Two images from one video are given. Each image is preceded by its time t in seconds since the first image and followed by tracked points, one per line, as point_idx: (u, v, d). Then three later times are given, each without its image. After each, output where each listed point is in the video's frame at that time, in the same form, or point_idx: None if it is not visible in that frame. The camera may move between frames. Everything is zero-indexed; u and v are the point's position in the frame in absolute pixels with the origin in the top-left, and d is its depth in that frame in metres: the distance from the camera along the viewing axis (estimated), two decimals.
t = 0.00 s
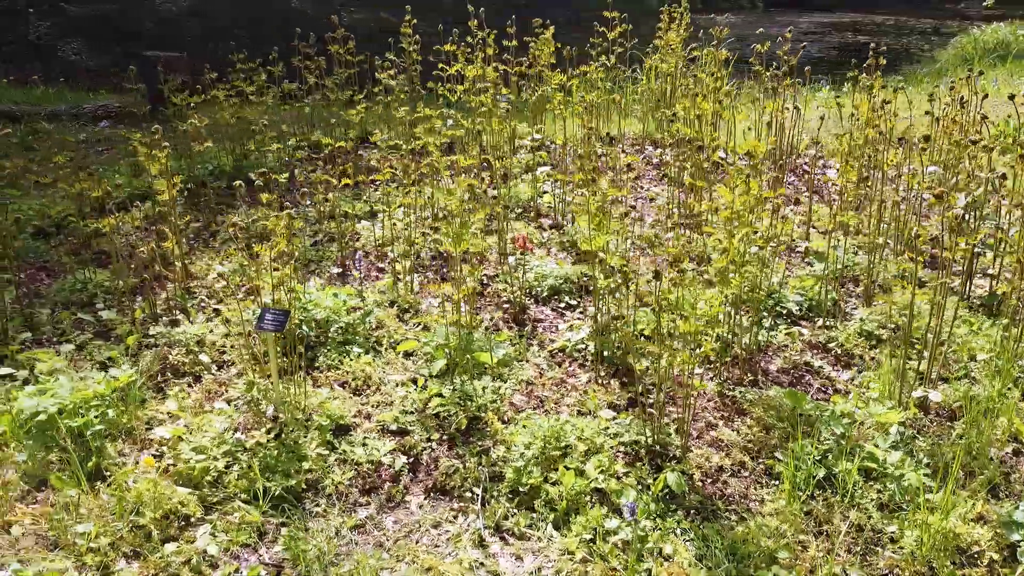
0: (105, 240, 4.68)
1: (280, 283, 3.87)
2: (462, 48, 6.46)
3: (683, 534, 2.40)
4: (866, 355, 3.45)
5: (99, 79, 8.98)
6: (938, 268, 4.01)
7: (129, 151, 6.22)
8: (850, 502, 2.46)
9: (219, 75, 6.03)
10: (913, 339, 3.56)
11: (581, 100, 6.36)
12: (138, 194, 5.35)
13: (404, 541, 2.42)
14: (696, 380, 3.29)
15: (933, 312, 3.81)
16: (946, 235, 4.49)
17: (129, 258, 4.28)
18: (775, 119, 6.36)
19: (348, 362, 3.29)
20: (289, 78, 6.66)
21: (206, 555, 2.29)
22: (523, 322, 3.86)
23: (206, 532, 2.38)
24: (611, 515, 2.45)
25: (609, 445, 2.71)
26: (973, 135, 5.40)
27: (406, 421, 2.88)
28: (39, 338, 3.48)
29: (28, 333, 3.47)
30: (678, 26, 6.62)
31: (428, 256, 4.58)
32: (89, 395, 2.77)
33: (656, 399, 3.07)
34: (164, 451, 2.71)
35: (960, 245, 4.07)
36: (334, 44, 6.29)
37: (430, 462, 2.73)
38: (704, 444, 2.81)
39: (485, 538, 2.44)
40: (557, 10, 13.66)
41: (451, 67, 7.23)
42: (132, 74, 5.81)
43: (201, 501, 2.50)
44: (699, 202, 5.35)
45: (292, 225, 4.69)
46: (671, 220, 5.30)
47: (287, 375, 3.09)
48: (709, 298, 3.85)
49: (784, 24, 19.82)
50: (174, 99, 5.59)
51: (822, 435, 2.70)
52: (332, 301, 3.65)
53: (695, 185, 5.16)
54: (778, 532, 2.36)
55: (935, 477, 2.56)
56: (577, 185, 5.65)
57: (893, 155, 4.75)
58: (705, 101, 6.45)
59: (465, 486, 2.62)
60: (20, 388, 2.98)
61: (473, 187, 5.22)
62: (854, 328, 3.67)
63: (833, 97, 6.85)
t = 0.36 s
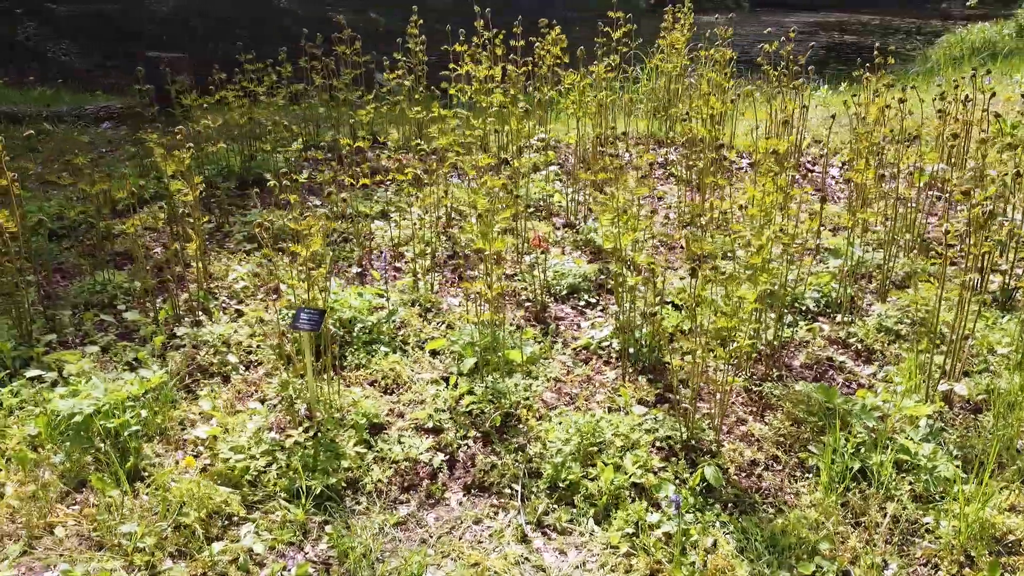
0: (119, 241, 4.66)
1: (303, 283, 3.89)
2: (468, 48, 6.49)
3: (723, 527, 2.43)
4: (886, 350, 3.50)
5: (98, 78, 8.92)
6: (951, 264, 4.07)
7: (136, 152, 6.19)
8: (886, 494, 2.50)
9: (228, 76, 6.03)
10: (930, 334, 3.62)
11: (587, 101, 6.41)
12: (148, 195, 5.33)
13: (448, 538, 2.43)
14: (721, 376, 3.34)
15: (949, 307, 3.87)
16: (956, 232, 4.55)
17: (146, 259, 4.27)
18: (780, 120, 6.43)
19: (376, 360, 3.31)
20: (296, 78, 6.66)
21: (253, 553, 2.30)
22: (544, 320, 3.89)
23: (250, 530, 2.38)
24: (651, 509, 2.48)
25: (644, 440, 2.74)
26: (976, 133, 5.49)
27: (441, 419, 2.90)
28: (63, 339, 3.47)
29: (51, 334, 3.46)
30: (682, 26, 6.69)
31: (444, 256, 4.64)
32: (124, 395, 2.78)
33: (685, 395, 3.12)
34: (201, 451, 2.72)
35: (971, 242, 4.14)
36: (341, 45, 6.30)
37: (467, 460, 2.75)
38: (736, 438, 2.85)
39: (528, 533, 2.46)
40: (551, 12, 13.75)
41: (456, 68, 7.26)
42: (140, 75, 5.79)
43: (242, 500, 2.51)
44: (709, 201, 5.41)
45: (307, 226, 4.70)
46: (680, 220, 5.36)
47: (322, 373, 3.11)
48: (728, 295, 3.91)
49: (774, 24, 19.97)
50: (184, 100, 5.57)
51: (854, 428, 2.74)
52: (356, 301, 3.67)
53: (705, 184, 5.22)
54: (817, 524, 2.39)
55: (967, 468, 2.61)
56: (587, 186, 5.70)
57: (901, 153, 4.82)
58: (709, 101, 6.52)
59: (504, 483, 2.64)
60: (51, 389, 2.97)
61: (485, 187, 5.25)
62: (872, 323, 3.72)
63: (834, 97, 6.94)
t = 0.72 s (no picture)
0: (129, 242, 4.64)
1: (320, 284, 3.90)
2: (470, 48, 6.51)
3: (757, 519, 2.47)
4: (899, 345, 3.56)
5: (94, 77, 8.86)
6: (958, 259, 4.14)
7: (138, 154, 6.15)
8: (914, 484, 2.54)
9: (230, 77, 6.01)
10: (941, 328, 3.68)
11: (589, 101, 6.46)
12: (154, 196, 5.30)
13: (486, 533, 2.45)
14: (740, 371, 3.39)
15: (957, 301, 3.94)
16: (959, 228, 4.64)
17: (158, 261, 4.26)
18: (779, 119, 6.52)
19: (399, 359, 3.33)
20: (297, 80, 6.65)
21: (294, 551, 2.31)
22: (561, 318, 3.94)
23: (289, 529, 2.39)
24: (685, 502, 2.51)
25: (674, 434, 2.77)
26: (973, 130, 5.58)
27: (469, 416, 2.92)
28: (82, 341, 3.45)
29: (70, 336, 3.44)
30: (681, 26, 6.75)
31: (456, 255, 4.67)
32: (153, 396, 2.77)
33: (707, 390, 3.16)
34: (233, 450, 2.72)
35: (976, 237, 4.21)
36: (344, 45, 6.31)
37: (498, 457, 2.77)
38: (761, 432, 2.90)
39: (564, 528, 2.49)
40: (543, 14, 13.83)
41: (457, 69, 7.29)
42: (143, 76, 5.76)
43: (278, 499, 2.51)
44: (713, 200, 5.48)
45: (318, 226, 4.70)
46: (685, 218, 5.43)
47: (349, 372, 3.12)
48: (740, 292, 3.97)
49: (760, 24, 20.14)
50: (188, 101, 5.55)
51: (879, 420, 2.79)
52: (375, 301, 3.69)
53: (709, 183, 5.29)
54: (849, 514, 2.44)
55: (990, 458, 2.65)
56: (591, 185, 5.74)
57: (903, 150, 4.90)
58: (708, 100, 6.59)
59: (537, 479, 2.67)
60: (76, 391, 2.96)
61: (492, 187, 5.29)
62: (884, 318, 3.79)
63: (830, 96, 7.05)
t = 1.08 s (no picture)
0: (136, 244, 4.61)
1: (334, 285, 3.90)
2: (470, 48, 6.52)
3: (786, 510, 2.51)
4: (909, 338, 3.63)
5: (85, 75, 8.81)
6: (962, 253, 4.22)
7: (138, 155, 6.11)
8: (938, 474, 2.59)
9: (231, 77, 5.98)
10: (950, 322, 3.75)
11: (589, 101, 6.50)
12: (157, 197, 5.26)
13: (519, 528, 2.47)
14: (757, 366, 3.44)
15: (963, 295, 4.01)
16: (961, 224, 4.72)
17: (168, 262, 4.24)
18: (777, 118, 6.60)
19: (420, 357, 3.34)
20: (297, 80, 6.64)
21: (332, 550, 2.31)
22: (574, 316, 3.97)
23: (324, 527, 2.39)
24: (714, 495, 2.54)
25: (700, 428, 2.80)
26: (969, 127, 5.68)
27: (495, 413, 2.94)
28: (98, 344, 3.43)
29: (85, 338, 3.42)
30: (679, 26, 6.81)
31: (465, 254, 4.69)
32: (180, 397, 2.76)
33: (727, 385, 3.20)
34: (261, 450, 2.71)
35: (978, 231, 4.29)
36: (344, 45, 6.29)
37: (526, 453, 2.79)
38: (783, 425, 2.94)
39: (596, 522, 2.51)
40: (533, 15, 13.91)
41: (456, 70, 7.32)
42: (143, 77, 5.72)
43: (311, 498, 2.51)
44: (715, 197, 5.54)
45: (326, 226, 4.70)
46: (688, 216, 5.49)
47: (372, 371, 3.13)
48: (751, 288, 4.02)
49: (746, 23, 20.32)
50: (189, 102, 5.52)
51: (900, 411, 2.83)
52: (392, 300, 3.69)
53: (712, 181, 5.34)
54: (877, 504, 2.48)
55: (1010, 447, 2.70)
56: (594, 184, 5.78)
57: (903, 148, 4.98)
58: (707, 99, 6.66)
59: (566, 474, 2.69)
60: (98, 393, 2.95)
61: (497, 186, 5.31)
62: (893, 311, 3.86)
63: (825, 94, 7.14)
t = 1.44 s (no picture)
0: (140, 246, 4.58)
1: (346, 286, 3.90)
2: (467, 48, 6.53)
3: (810, 500, 2.55)
4: (914, 333, 3.70)
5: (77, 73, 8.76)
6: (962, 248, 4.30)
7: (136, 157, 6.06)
8: (956, 463, 2.64)
9: (229, 78, 5.95)
10: (954, 315, 3.81)
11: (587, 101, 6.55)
12: (158, 199, 5.23)
13: (550, 523, 2.50)
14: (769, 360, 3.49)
15: (964, 288, 4.08)
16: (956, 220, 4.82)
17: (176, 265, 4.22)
18: (772, 115, 6.68)
19: (437, 356, 3.35)
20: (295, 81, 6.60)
21: (366, 547, 2.33)
22: (585, 313, 4.01)
23: (357, 525, 2.40)
24: (740, 487, 2.58)
25: (721, 421, 2.84)
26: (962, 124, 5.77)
27: (517, 410, 2.96)
28: (112, 346, 3.41)
29: (99, 341, 3.39)
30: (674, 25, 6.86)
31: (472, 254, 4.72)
32: (203, 398, 2.76)
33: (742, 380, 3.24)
34: (288, 450, 2.71)
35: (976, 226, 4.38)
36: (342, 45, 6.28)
37: (551, 449, 2.82)
38: (801, 417, 2.99)
39: (624, 516, 2.55)
40: (522, 16, 13.96)
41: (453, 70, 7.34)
42: (141, 78, 5.68)
43: (341, 497, 2.52)
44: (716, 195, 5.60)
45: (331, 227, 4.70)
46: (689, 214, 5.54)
47: (393, 370, 3.13)
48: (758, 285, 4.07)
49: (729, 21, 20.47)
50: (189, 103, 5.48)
51: (916, 403, 2.88)
52: (406, 300, 3.70)
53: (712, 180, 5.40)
54: (899, 494, 2.53)
55: None
56: (596, 182, 5.82)
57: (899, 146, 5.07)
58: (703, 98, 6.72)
59: (591, 469, 2.72)
60: (118, 395, 2.93)
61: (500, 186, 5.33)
62: (898, 305, 3.93)
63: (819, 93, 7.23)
